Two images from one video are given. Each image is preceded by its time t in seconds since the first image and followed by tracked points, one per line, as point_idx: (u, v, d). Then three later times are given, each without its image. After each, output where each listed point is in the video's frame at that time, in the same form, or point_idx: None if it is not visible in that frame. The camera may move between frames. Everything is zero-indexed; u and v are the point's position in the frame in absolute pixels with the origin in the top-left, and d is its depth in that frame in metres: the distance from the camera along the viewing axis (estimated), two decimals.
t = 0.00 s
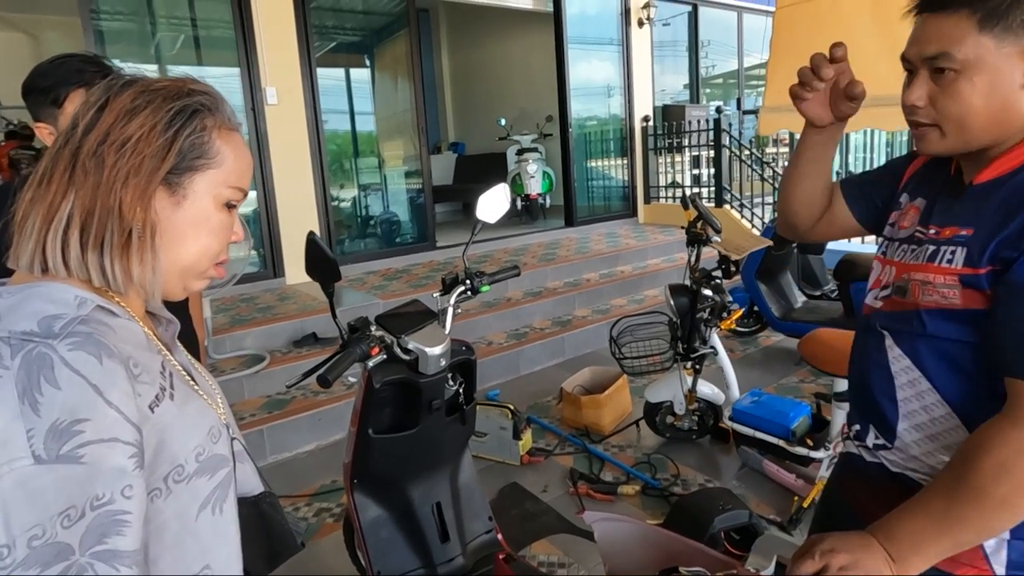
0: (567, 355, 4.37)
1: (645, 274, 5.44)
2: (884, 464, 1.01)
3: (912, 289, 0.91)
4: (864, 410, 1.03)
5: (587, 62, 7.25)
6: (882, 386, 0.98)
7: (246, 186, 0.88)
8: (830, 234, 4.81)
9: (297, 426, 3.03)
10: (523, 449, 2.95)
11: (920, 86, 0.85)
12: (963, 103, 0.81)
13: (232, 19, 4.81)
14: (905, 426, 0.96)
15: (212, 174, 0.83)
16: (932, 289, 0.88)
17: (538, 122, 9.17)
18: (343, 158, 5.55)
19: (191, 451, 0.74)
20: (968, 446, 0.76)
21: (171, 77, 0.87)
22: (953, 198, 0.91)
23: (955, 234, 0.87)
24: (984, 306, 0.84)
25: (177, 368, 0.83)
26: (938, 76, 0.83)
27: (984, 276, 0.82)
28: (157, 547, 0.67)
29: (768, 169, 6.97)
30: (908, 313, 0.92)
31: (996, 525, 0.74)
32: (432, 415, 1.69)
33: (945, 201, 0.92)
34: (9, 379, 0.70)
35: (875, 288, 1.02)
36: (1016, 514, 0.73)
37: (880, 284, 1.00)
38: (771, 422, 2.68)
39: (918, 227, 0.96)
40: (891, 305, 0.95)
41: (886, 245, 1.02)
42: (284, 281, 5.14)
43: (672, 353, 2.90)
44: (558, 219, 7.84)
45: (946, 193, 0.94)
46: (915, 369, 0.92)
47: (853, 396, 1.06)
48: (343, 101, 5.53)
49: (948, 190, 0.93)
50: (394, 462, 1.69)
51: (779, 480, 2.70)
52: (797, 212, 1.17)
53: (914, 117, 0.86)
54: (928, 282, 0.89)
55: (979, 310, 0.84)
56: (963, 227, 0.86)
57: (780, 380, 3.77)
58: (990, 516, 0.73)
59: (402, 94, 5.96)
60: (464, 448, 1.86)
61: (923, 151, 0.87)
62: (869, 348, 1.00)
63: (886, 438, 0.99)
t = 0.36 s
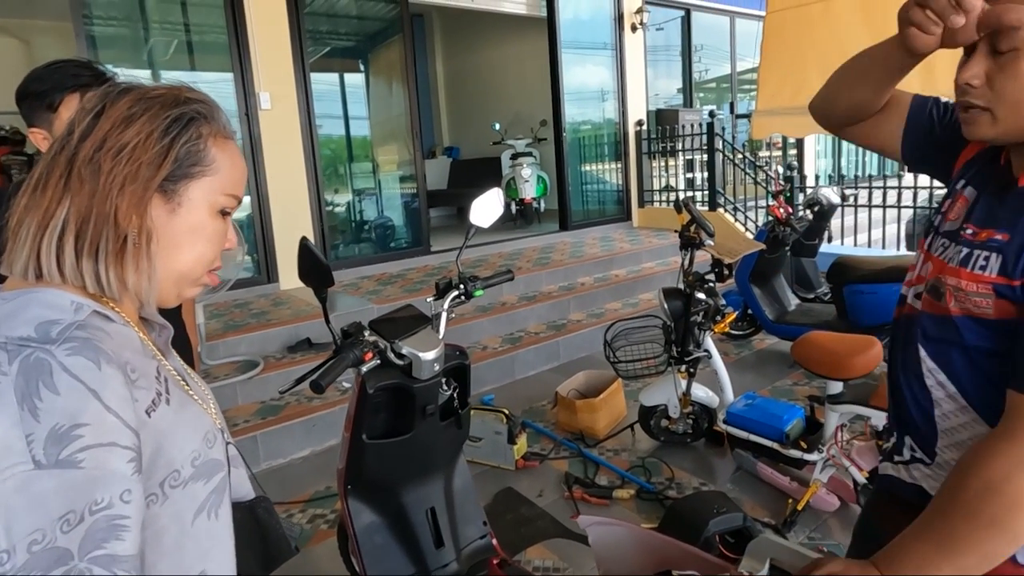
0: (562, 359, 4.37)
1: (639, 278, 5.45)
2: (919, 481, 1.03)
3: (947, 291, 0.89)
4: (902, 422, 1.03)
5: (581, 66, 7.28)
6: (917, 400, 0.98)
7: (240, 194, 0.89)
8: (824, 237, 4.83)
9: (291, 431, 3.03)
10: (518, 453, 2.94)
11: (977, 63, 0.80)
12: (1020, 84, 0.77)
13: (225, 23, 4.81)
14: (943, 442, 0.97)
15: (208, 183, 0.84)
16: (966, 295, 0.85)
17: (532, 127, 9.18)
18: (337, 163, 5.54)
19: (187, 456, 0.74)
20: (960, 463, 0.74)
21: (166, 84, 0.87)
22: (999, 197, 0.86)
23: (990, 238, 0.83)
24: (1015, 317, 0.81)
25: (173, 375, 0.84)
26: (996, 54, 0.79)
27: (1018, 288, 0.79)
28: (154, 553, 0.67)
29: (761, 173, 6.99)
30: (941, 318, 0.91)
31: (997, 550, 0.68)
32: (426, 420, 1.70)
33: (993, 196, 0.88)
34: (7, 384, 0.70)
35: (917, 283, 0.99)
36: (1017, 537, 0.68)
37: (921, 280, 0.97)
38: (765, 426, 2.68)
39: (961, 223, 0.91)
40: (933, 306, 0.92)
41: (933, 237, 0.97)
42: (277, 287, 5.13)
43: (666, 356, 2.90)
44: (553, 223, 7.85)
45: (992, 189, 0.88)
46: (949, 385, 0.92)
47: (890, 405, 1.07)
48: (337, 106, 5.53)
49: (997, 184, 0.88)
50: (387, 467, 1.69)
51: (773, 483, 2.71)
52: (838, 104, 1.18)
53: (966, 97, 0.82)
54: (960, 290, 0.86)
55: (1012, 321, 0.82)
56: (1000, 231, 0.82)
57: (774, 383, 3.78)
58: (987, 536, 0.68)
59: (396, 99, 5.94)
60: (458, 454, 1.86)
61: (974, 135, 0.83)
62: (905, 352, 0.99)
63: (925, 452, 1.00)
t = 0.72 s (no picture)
0: (557, 363, 4.37)
1: (634, 282, 5.46)
2: (923, 487, 1.02)
3: (946, 300, 0.88)
4: (909, 427, 1.03)
5: (576, 70, 7.30)
6: (920, 405, 0.98)
7: (228, 201, 0.89)
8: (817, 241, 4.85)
9: (285, 438, 3.02)
10: (513, 458, 2.94)
11: (962, 65, 0.77)
12: (1005, 85, 0.73)
13: (219, 29, 4.81)
14: (946, 450, 0.96)
15: (195, 190, 0.83)
16: (959, 304, 0.85)
17: (527, 131, 9.20)
18: (331, 168, 5.53)
19: (174, 465, 0.73)
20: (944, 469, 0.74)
21: (154, 92, 0.87)
22: (996, 203, 0.85)
23: (983, 247, 0.82)
24: (1007, 326, 0.81)
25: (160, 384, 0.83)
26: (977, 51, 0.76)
27: (1006, 298, 0.79)
28: (140, 563, 0.66)
29: (755, 176, 7.01)
30: (940, 325, 0.91)
31: (987, 557, 0.67)
32: (419, 426, 1.69)
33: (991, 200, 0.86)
34: None
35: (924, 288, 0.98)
36: (1007, 543, 0.68)
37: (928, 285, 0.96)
38: (760, 429, 2.69)
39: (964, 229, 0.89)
40: (934, 314, 0.92)
41: (939, 241, 0.97)
42: (271, 292, 5.12)
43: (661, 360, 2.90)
44: (547, 227, 7.86)
45: (991, 193, 0.87)
46: (947, 395, 0.91)
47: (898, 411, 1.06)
48: (331, 111, 5.53)
49: (996, 189, 0.87)
50: (380, 473, 1.68)
51: (767, 486, 2.71)
52: (849, 71, 1.14)
53: (951, 99, 0.79)
54: (954, 298, 0.86)
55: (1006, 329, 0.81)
56: (993, 240, 0.81)
57: (769, 387, 3.78)
58: (975, 543, 0.67)
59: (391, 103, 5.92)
60: (452, 459, 1.85)
61: (964, 139, 0.78)
62: (911, 356, 0.99)
63: (929, 458, 1.00)
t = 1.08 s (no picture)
0: (552, 367, 4.36)
1: (628, 286, 5.47)
2: (921, 489, 1.01)
3: (947, 306, 0.88)
4: (906, 429, 1.02)
5: (569, 75, 7.32)
6: (918, 406, 0.97)
7: (224, 205, 0.88)
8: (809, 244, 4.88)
9: (278, 444, 3.00)
10: (508, 463, 2.93)
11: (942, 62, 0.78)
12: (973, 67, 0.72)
13: (211, 33, 4.80)
14: (945, 454, 0.95)
15: (191, 193, 0.82)
16: (964, 312, 0.85)
17: (520, 136, 9.21)
18: (324, 172, 5.52)
19: (168, 472, 0.72)
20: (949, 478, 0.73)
21: (150, 96, 0.86)
22: (995, 208, 0.85)
23: (987, 254, 0.82)
24: (1013, 336, 0.82)
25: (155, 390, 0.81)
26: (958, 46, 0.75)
27: (1011, 307, 0.79)
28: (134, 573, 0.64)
29: (747, 180, 7.04)
30: (942, 331, 0.90)
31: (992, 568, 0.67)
32: (414, 432, 1.67)
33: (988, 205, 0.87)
34: None
35: (920, 290, 0.98)
36: (1012, 556, 0.67)
37: (924, 288, 0.97)
38: (755, 432, 2.69)
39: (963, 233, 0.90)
40: (933, 319, 0.92)
41: (936, 243, 0.97)
42: (264, 297, 5.10)
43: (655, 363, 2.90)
44: (541, 231, 7.87)
45: (989, 196, 0.87)
46: (948, 400, 0.91)
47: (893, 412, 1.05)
48: (324, 116, 5.52)
49: (995, 193, 0.87)
50: (374, 479, 1.67)
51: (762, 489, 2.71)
52: (844, 81, 1.13)
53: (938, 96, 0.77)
54: (957, 305, 0.86)
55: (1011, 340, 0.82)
56: (996, 248, 0.81)
57: (763, 390, 3.79)
58: (982, 554, 0.66)
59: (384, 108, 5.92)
60: (448, 465, 1.84)
61: (951, 135, 0.76)
62: (908, 359, 0.98)
63: (926, 460, 0.99)
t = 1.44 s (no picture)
0: (541, 372, 4.37)
1: (616, 290, 5.49)
2: (898, 491, 1.04)
3: (919, 311, 0.90)
4: (884, 432, 1.04)
5: (558, 80, 7.37)
6: (894, 410, 0.99)
7: (215, 214, 0.88)
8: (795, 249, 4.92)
9: (267, 451, 2.98)
10: (497, 468, 2.93)
11: (925, 78, 0.79)
12: (968, 90, 0.75)
13: (198, 37, 4.79)
14: (921, 457, 0.97)
15: (184, 201, 0.83)
16: (935, 316, 0.87)
17: (508, 141, 9.24)
18: (312, 177, 5.51)
19: (158, 481, 0.73)
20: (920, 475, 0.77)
21: (141, 104, 0.86)
22: (965, 215, 0.88)
23: (955, 258, 0.84)
24: (981, 339, 0.83)
25: (146, 399, 0.82)
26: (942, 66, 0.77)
27: (980, 309, 0.81)
28: None
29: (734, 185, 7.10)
30: (914, 335, 0.92)
31: (965, 561, 0.71)
32: (404, 437, 1.67)
33: (958, 211, 0.89)
34: None
35: (895, 297, 1.00)
36: (981, 548, 0.71)
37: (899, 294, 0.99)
38: (741, 435, 2.72)
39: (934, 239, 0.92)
40: (907, 324, 0.94)
41: (911, 248, 0.99)
42: (251, 303, 5.07)
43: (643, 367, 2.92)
44: (529, 236, 7.89)
45: (960, 203, 0.90)
46: (923, 404, 0.93)
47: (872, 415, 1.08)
48: (313, 121, 5.51)
49: (964, 200, 0.89)
50: (364, 486, 1.66)
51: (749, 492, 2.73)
52: (827, 74, 1.15)
53: (920, 114, 0.80)
54: (928, 310, 0.88)
55: (980, 341, 0.84)
56: (964, 251, 0.83)
57: (750, 393, 3.82)
58: (955, 548, 0.71)
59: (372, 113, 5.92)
60: (437, 470, 1.84)
61: (932, 153, 0.80)
62: (885, 363, 1.00)
63: (903, 463, 1.01)
